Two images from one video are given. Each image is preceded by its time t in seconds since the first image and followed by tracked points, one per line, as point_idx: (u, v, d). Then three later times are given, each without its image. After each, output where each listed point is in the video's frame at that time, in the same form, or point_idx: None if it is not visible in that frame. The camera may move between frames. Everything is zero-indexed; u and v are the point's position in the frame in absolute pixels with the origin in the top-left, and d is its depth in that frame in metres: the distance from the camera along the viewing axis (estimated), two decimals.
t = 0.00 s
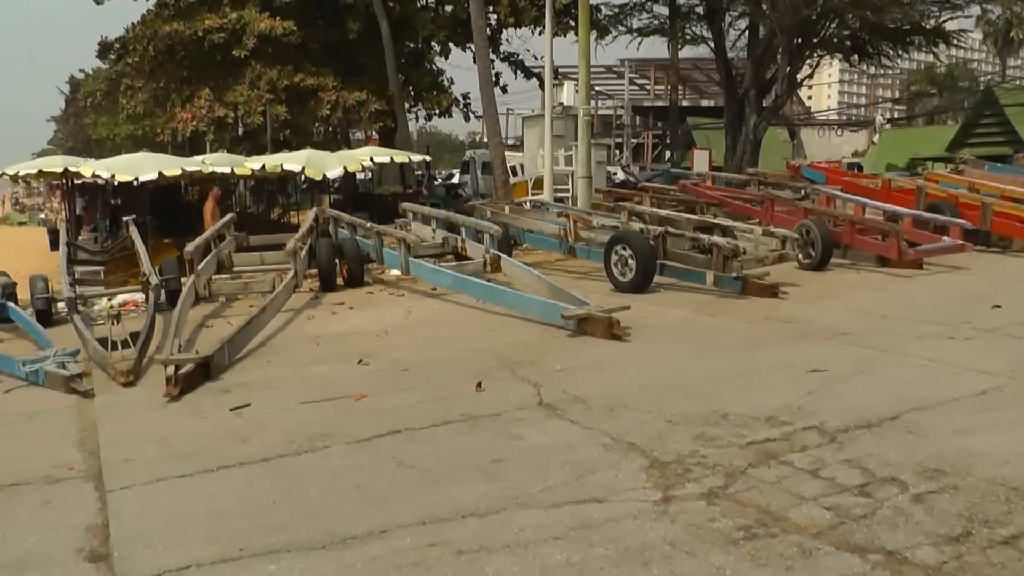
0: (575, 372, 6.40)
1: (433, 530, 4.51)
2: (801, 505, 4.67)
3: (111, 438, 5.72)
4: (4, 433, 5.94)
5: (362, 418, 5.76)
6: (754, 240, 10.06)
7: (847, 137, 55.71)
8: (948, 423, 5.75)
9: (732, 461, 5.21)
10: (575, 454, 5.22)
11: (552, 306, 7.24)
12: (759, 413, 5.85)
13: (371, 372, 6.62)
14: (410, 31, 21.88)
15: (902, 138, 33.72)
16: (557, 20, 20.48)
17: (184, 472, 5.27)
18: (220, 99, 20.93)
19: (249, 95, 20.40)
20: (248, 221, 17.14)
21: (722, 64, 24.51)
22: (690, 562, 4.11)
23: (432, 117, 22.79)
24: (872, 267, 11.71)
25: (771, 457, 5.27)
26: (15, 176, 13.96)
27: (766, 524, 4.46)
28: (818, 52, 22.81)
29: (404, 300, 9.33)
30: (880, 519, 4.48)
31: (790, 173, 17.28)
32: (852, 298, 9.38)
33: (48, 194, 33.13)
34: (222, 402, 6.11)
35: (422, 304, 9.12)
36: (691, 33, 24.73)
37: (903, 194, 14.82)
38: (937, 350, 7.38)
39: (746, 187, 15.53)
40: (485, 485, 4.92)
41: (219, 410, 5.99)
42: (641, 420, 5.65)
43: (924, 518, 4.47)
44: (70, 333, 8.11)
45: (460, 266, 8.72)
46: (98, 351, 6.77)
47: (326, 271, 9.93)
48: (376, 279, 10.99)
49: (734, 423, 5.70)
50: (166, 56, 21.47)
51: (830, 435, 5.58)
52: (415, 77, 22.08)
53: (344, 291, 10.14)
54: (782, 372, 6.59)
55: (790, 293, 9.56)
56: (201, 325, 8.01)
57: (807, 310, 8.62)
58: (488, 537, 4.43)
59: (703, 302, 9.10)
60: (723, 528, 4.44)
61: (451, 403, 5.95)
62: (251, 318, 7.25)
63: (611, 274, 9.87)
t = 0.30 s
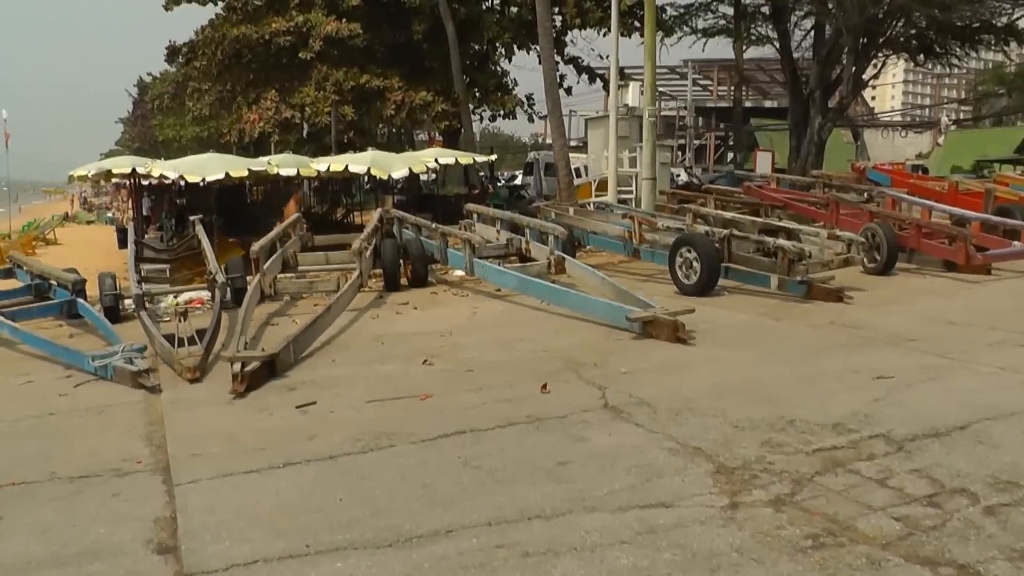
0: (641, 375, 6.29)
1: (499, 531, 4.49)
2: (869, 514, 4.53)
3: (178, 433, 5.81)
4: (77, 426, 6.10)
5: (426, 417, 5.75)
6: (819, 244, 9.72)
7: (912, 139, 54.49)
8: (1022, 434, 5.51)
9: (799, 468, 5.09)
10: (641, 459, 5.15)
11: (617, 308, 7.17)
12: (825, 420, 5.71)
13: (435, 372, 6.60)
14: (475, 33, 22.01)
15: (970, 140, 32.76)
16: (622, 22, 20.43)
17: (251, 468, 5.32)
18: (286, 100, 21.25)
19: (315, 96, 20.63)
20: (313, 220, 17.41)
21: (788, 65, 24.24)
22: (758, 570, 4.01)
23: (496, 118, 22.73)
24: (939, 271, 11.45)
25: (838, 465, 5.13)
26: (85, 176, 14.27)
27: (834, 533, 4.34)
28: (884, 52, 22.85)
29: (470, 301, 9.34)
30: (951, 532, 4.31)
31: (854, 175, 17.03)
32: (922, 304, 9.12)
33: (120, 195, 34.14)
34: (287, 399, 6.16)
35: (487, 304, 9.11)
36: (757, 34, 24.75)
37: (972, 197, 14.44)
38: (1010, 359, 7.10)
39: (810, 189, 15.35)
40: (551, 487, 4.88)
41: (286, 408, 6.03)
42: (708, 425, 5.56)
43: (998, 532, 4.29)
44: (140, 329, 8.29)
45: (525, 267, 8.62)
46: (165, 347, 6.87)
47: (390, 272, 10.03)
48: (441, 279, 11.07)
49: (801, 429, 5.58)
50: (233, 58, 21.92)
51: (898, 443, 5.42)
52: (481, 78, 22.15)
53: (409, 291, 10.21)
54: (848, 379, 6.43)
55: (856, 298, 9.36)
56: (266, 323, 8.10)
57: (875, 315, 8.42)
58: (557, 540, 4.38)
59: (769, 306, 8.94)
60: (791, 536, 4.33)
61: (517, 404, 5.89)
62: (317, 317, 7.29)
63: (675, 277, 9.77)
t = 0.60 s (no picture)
0: (700, 379, 6.20)
1: (558, 534, 4.45)
2: (934, 527, 4.38)
3: (237, 429, 5.88)
4: (138, 421, 6.23)
5: (482, 419, 5.72)
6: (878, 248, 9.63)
7: (971, 141, 53.17)
8: None
9: (860, 477, 4.95)
10: (701, 464, 5.08)
11: (675, 311, 7.09)
12: (886, 428, 5.55)
13: (490, 373, 6.57)
14: (532, 35, 21.98)
15: None
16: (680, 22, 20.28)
17: (309, 466, 5.37)
18: (343, 102, 21.49)
19: (374, 97, 20.87)
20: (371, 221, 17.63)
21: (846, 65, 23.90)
22: None
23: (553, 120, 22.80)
24: (1002, 277, 11.17)
25: (900, 474, 4.98)
26: (147, 177, 14.57)
27: (898, 545, 4.20)
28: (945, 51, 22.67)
29: (526, 303, 9.32)
30: (1022, 547, 4.13)
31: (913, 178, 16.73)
32: (987, 311, 8.86)
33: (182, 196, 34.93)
34: (345, 398, 6.20)
35: (543, 306, 9.07)
36: (815, 34, 24.34)
37: None
38: None
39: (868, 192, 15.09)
40: (610, 491, 4.84)
41: (343, 406, 6.07)
42: (768, 432, 5.46)
43: None
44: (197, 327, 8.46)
45: (582, 269, 8.64)
46: (223, 345, 6.97)
47: (446, 272, 10.05)
48: (496, 280, 11.06)
49: (861, 438, 5.43)
50: (292, 61, 22.25)
51: (962, 454, 5.22)
52: (537, 80, 22.21)
53: (465, 292, 10.23)
54: (910, 387, 6.26)
55: (917, 304, 9.16)
56: (323, 322, 8.16)
57: (937, 322, 8.22)
58: (617, 545, 4.33)
59: (829, 311, 8.79)
60: (854, 547, 4.21)
61: (574, 406, 5.84)
62: (374, 317, 7.32)
63: (732, 280, 9.67)
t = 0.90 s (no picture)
0: (752, 385, 6.14)
1: (613, 539, 4.42)
2: (995, 540, 4.19)
3: (289, 429, 5.94)
4: (191, 418, 6.34)
5: (534, 422, 5.72)
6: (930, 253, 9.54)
7: None
8: None
9: (915, 487, 4.78)
10: (755, 471, 5.01)
11: (726, 316, 7.04)
12: (942, 437, 5.38)
13: (540, 376, 6.53)
14: (583, 37, 22.06)
15: None
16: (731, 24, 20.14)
17: (362, 465, 5.41)
18: (392, 105, 21.70)
19: (422, 100, 20.89)
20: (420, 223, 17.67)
21: (898, 67, 23.42)
22: None
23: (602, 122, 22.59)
24: None
25: (957, 485, 4.79)
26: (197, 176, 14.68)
27: (956, 558, 4.04)
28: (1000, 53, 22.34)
29: (575, 306, 9.29)
30: None
31: (966, 184, 16.49)
32: None
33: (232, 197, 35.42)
34: (396, 399, 6.24)
35: (593, 309, 9.00)
36: (866, 36, 23.96)
37: None
38: None
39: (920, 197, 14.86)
40: (664, 497, 4.81)
41: (395, 407, 6.11)
42: (821, 440, 5.36)
43: None
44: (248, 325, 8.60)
45: (632, 273, 8.65)
46: (275, 345, 7.04)
47: (496, 274, 10.05)
48: (547, 284, 11.02)
49: (916, 446, 5.26)
50: (341, 64, 22.44)
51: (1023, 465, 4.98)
52: (587, 82, 22.21)
53: (514, 294, 10.25)
54: (967, 396, 6.08)
55: (972, 312, 8.99)
56: (374, 323, 8.21)
57: (994, 330, 8.04)
58: (671, 551, 4.26)
59: (881, 317, 8.67)
60: (910, 559, 4.06)
61: (626, 410, 5.81)
62: (425, 319, 7.33)
63: (782, 285, 9.62)
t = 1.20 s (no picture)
0: (798, 392, 6.10)
1: (660, 545, 4.38)
2: None
3: (333, 429, 5.98)
4: (235, 416, 6.41)
5: (580, 426, 5.71)
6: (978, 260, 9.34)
7: None
8: None
9: (967, 499, 4.64)
10: (802, 480, 4.95)
11: (770, 322, 6.99)
12: (993, 448, 5.25)
13: (584, 380, 6.51)
14: (624, 40, 22.39)
15: None
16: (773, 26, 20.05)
17: (407, 467, 5.44)
18: (433, 108, 22.37)
19: (463, 104, 21.15)
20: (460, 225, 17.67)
21: (943, 71, 23.12)
22: None
23: (643, 125, 22.64)
24: None
25: (1010, 498, 4.63)
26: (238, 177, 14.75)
27: (1011, 572, 3.90)
28: None
29: (617, 309, 9.26)
30: None
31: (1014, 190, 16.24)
32: None
33: (273, 197, 35.79)
34: (440, 401, 6.26)
35: (636, 313, 8.97)
36: (910, 38, 23.70)
37: None
38: None
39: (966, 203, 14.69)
40: (711, 504, 4.77)
41: (439, 409, 6.13)
42: (868, 449, 5.29)
43: None
44: (290, 325, 8.70)
45: (674, 277, 8.64)
46: (318, 345, 7.10)
47: (539, 277, 10.06)
48: (589, 287, 10.99)
49: (967, 458, 5.14)
50: (384, 67, 22.82)
51: None
52: (628, 85, 22.44)
53: (556, 297, 10.25)
54: (1019, 408, 5.93)
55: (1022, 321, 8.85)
56: (416, 325, 8.24)
57: None
58: (719, 559, 4.21)
59: (928, 325, 8.58)
60: (962, 572, 3.93)
61: (672, 416, 5.79)
62: (467, 322, 7.34)
63: (826, 291, 9.57)
